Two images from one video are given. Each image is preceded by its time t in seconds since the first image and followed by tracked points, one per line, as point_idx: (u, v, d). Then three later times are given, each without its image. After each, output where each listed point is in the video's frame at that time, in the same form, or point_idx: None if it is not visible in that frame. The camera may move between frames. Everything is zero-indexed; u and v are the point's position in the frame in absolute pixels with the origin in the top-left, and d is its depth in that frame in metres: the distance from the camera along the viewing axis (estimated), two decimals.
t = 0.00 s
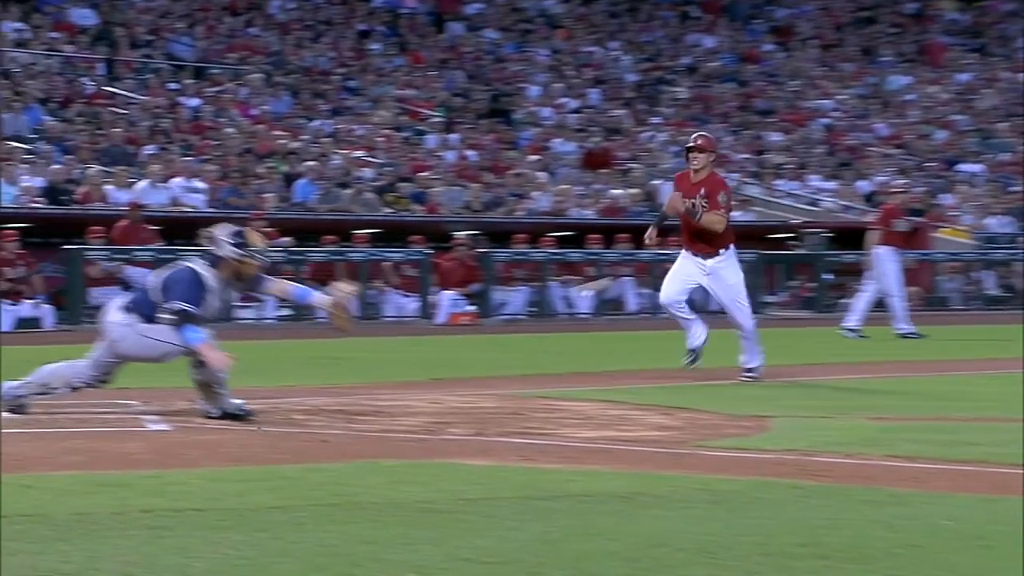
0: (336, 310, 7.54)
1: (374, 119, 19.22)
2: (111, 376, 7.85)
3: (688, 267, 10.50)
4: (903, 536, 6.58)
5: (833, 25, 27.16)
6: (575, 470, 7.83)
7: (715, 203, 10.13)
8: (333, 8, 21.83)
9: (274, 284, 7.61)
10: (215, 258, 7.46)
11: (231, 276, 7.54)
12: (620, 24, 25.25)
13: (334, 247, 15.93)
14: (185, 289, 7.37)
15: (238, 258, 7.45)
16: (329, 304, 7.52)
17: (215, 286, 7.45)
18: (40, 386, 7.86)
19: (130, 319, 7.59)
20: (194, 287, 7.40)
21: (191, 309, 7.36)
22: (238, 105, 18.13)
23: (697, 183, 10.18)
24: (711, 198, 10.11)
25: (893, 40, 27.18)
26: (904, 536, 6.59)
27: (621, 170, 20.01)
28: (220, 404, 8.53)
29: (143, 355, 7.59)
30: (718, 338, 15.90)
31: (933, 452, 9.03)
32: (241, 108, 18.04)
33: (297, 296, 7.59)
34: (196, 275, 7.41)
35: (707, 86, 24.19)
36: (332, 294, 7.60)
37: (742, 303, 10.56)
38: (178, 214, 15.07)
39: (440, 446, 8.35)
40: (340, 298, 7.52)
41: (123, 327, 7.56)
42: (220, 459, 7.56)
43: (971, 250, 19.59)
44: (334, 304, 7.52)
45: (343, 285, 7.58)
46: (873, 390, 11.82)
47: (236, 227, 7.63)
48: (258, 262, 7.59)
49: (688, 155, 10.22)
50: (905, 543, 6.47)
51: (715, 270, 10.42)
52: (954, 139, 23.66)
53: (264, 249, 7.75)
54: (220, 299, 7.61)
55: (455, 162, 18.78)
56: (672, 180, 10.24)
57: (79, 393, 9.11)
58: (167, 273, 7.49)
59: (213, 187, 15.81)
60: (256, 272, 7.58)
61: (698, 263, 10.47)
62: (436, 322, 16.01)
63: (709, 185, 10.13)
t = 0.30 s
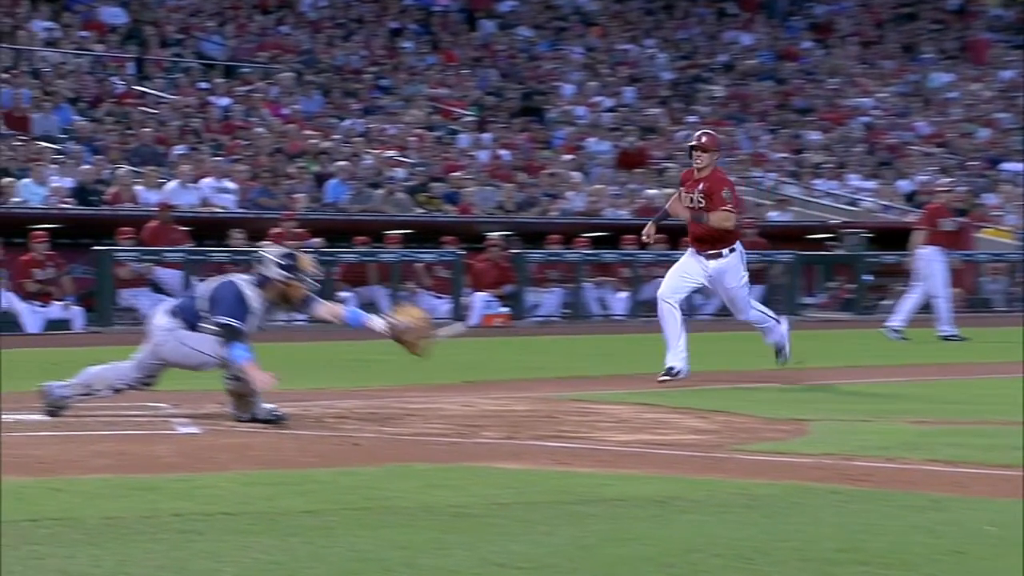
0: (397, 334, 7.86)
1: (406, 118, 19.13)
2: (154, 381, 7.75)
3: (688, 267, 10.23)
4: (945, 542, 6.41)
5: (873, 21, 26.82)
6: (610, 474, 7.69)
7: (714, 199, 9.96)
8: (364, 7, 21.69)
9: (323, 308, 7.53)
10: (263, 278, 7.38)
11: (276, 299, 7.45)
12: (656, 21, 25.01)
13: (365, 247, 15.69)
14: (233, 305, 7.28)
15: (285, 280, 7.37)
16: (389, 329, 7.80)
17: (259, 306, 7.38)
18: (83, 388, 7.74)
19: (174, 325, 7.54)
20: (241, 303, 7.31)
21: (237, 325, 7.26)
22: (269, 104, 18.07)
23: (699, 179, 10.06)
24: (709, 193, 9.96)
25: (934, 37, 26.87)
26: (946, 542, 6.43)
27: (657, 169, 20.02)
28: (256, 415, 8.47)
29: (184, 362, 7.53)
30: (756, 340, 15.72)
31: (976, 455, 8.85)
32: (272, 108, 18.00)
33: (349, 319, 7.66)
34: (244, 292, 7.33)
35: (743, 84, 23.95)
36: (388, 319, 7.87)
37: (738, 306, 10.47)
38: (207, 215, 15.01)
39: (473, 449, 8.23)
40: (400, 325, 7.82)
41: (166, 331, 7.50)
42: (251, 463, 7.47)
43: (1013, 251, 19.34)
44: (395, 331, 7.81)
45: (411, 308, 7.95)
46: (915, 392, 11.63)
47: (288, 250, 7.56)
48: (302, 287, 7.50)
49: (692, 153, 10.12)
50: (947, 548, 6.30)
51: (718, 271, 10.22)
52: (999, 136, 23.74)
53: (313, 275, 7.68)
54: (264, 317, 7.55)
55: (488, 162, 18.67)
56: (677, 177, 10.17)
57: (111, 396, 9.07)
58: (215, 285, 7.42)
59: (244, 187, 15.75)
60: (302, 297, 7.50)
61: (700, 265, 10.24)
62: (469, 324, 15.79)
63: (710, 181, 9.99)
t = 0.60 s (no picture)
0: (411, 347, 7.65)
1: (416, 118, 19.11)
2: (167, 382, 7.70)
3: (688, 269, 10.17)
4: (959, 544, 6.35)
5: (886, 20, 26.73)
6: (622, 475, 7.63)
7: (714, 198, 9.93)
8: (374, 6, 21.63)
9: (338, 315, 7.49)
10: (277, 284, 7.36)
11: (290, 305, 7.43)
12: (668, 21, 24.93)
13: (375, 248, 15.63)
14: (247, 310, 7.30)
15: (300, 288, 7.34)
16: (403, 338, 7.63)
17: (272, 312, 7.38)
18: (98, 388, 7.72)
19: (188, 326, 7.50)
20: (257, 308, 7.33)
21: (252, 330, 7.28)
22: (278, 104, 18.04)
23: (700, 179, 10.04)
24: (709, 193, 9.93)
25: (948, 36, 26.75)
26: (960, 544, 6.36)
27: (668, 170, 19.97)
28: (265, 413, 8.44)
29: (197, 364, 7.50)
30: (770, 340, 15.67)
31: (991, 457, 8.78)
32: (282, 108, 17.98)
33: (366, 328, 7.60)
34: (259, 297, 7.34)
35: (755, 83, 23.85)
36: (406, 325, 7.71)
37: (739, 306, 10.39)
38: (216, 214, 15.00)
39: (484, 451, 8.18)
40: (415, 335, 7.64)
41: (180, 333, 7.46)
42: (261, 464, 7.44)
43: None
44: (408, 341, 7.63)
45: (430, 321, 7.73)
46: (929, 393, 11.57)
47: (304, 256, 7.53)
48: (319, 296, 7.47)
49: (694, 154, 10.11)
50: (960, 551, 6.23)
51: (720, 272, 10.13)
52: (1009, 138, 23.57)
53: (331, 283, 7.64)
54: (279, 321, 7.54)
55: (499, 162, 18.62)
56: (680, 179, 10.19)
57: (122, 398, 9.05)
58: (230, 288, 7.40)
59: (253, 188, 15.75)
60: (316, 306, 7.46)
61: (700, 266, 10.17)
62: (480, 324, 15.78)
63: (710, 181, 9.96)
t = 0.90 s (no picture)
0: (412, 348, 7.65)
1: (416, 118, 19.11)
2: (168, 382, 7.70)
3: (688, 269, 10.17)
4: (958, 544, 6.35)
5: (886, 20, 26.73)
6: (621, 475, 7.63)
7: (714, 198, 9.93)
8: (374, 6, 21.63)
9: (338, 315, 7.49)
10: (277, 284, 7.36)
11: (289, 306, 7.44)
12: (668, 21, 24.92)
13: (375, 247, 15.63)
14: (247, 310, 7.30)
15: (300, 288, 7.34)
16: (404, 338, 7.63)
17: (272, 312, 7.39)
18: (99, 388, 7.72)
19: (188, 326, 7.50)
20: (257, 308, 7.33)
21: (252, 330, 7.28)
22: (278, 104, 18.04)
23: (700, 179, 10.04)
24: (709, 193, 9.93)
25: (949, 35, 26.76)
26: (960, 544, 6.36)
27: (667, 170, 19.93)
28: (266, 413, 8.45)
29: (197, 364, 7.50)
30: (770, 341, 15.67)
31: (991, 457, 8.78)
32: (281, 108, 17.98)
33: (366, 328, 7.60)
34: (259, 297, 7.34)
35: (755, 83, 23.85)
36: (406, 325, 7.72)
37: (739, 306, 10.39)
38: (216, 215, 15.00)
39: (484, 450, 8.18)
40: (415, 334, 7.65)
41: (180, 332, 7.46)
42: (261, 464, 7.43)
43: None
44: (409, 341, 7.63)
45: (430, 322, 7.73)
46: (928, 393, 11.56)
47: (304, 256, 7.53)
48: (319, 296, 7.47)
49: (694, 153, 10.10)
50: (960, 551, 6.23)
51: (720, 272, 10.13)
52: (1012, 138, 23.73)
53: (332, 283, 7.64)
54: (279, 322, 7.55)
55: (499, 162, 18.63)
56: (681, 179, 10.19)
57: (122, 398, 9.04)
58: (230, 287, 7.40)
59: (253, 188, 15.74)
60: (316, 306, 7.47)
61: (700, 266, 10.17)
62: (480, 324, 15.79)
63: (710, 181, 9.96)
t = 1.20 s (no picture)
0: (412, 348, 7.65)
1: (416, 118, 19.12)
2: (168, 382, 7.70)
3: (687, 269, 10.18)
4: (958, 544, 6.35)
5: (887, 20, 26.76)
6: (621, 475, 7.63)
7: (715, 199, 9.93)
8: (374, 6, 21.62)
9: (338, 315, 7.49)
10: (277, 283, 7.36)
11: (289, 306, 7.43)
12: (668, 21, 24.92)
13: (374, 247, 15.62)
14: (247, 310, 7.30)
15: (300, 288, 7.34)
16: (405, 337, 7.63)
17: (273, 312, 7.38)
18: (99, 388, 7.72)
19: (188, 326, 7.51)
20: (256, 308, 7.33)
21: (252, 330, 7.28)
22: (278, 104, 18.03)
23: (700, 179, 10.04)
24: (709, 193, 9.93)
25: (949, 36, 26.77)
26: (960, 544, 6.36)
27: (667, 169, 19.94)
28: (269, 412, 8.46)
29: (197, 364, 7.50)
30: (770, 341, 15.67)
31: (991, 457, 8.77)
32: (281, 108, 17.97)
33: (367, 328, 7.59)
34: (259, 297, 7.34)
35: (755, 83, 23.86)
36: (406, 325, 7.72)
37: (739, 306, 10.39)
38: (216, 215, 15.01)
39: (484, 450, 8.19)
40: (415, 334, 7.65)
41: (180, 332, 7.47)
42: (261, 464, 7.43)
43: None
44: (409, 340, 7.63)
45: (429, 321, 7.72)
46: (928, 393, 11.56)
47: (304, 256, 7.53)
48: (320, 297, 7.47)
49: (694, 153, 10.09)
50: (960, 551, 6.23)
51: (720, 272, 10.13)
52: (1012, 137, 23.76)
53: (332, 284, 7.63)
54: (279, 322, 7.54)
55: (499, 162, 18.64)
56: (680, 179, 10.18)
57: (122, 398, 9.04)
58: (230, 287, 7.40)
59: (253, 188, 15.73)
60: (316, 306, 7.46)
61: (700, 266, 10.18)
62: (480, 324, 15.79)
63: (710, 181, 9.95)
